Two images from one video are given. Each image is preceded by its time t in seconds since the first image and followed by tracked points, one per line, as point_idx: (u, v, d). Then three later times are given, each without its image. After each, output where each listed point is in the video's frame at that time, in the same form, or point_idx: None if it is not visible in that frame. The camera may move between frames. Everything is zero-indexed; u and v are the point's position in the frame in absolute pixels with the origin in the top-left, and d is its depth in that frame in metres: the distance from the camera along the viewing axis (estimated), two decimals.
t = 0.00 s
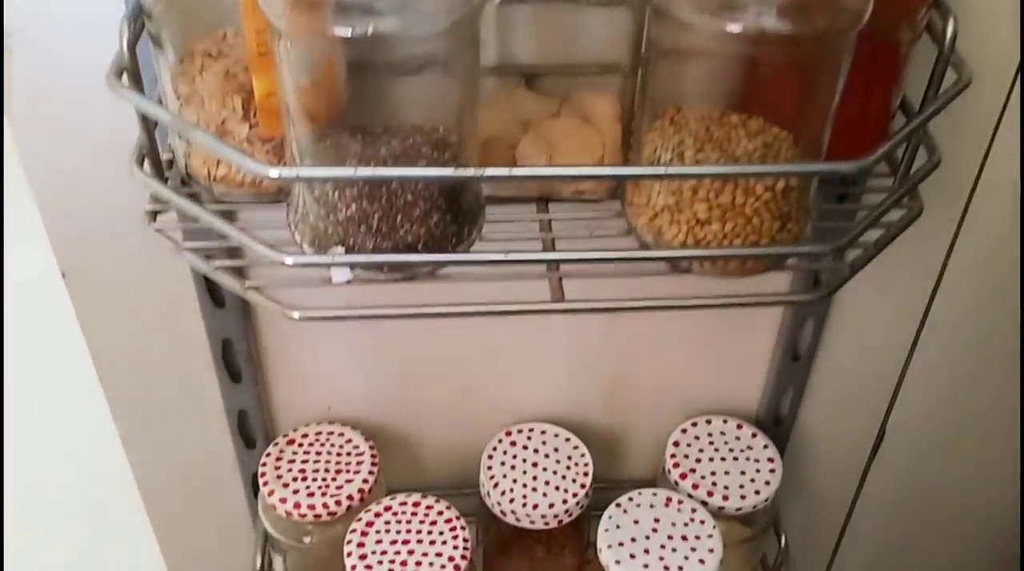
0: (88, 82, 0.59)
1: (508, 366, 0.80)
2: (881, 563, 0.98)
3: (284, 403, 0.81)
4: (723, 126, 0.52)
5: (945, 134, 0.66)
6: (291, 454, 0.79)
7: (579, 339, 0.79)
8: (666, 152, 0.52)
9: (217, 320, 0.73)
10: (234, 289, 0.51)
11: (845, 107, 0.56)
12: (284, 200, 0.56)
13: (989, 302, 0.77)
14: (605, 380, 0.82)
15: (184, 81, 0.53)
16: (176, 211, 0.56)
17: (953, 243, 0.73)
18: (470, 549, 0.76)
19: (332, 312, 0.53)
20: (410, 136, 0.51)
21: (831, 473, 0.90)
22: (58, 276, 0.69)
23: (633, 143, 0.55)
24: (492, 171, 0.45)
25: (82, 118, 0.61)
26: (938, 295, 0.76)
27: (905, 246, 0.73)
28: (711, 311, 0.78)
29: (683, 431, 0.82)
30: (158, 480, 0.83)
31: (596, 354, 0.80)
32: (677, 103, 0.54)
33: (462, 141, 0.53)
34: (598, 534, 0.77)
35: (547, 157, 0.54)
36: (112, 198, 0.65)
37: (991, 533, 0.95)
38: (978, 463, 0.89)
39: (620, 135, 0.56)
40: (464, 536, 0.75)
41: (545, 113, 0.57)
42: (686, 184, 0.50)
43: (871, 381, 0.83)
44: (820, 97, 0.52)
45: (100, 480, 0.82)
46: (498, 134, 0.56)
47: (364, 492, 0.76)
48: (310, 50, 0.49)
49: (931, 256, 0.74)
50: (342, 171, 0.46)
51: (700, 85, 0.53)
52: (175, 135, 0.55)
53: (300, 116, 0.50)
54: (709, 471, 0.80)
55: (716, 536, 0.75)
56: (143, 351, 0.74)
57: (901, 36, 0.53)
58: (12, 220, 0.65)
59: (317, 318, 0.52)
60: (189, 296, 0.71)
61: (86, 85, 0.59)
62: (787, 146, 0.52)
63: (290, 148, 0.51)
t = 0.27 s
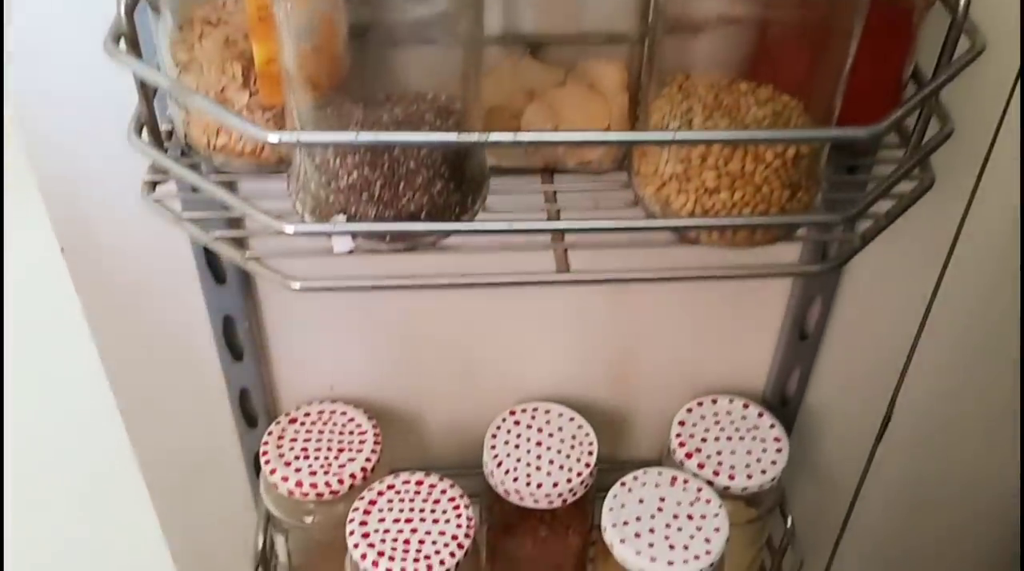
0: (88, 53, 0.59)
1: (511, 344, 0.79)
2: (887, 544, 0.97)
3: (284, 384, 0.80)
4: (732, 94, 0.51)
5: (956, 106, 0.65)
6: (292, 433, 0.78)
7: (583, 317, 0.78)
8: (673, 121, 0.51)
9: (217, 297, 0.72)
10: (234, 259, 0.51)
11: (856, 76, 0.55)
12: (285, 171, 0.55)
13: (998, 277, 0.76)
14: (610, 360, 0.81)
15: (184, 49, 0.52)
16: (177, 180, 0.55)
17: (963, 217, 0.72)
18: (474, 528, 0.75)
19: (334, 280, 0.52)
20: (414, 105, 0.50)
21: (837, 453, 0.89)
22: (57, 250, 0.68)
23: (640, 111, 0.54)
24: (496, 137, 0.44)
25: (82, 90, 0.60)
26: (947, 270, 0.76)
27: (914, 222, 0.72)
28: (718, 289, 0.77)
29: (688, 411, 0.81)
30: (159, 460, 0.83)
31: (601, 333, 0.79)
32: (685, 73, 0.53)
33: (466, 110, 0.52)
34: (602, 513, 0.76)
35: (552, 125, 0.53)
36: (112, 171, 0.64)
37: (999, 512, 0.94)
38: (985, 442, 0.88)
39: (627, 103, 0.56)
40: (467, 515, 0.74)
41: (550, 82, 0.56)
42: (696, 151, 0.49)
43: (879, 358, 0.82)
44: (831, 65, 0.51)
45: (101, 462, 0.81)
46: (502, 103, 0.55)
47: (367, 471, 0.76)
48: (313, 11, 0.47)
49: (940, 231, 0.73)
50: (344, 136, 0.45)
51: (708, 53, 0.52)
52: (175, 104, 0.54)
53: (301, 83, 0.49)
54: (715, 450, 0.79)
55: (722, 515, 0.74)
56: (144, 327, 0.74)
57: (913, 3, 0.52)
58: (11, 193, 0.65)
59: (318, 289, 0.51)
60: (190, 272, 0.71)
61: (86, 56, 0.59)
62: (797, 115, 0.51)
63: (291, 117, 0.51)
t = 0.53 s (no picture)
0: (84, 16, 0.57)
1: (515, 318, 0.78)
2: (892, 526, 0.97)
3: (285, 359, 0.79)
4: (740, 58, 0.50)
5: (971, 73, 0.64)
6: (294, 408, 0.77)
7: (588, 290, 0.77)
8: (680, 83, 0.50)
9: (216, 269, 0.71)
10: (232, 224, 0.50)
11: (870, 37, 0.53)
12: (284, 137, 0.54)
13: (1010, 251, 0.75)
14: (615, 335, 0.80)
15: (180, 9, 0.51)
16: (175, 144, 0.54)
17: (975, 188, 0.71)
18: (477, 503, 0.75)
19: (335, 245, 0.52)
20: (415, 67, 0.49)
21: (845, 430, 0.88)
22: (54, 219, 0.68)
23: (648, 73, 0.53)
24: (498, 95, 0.43)
25: (79, 56, 0.59)
26: (959, 243, 0.74)
27: (925, 193, 0.71)
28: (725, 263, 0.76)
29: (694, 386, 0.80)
30: (160, 435, 0.82)
31: (606, 307, 0.78)
32: (691, 34, 0.52)
33: (468, 72, 0.51)
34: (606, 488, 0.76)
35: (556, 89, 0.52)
36: (110, 139, 0.63)
37: (1011, 489, 0.93)
38: (995, 419, 0.87)
39: (633, 66, 0.54)
40: (470, 489, 0.74)
41: (554, 45, 0.54)
42: (703, 112, 0.48)
43: (888, 333, 0.80)
44: (843, 26, 0.50)
45: (103, 436, 0.81)
46: (505, 65, 0.53)
47: (368, 446, 0.75)
48: None
49: (952, 203, 0.72)
50: (343, 96, 0.44)
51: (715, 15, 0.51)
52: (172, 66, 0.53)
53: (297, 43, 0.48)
54: (721, 426, 0.78)
55: (727, 491, 0.73)
56: (144, 300, 0.73)
57: None
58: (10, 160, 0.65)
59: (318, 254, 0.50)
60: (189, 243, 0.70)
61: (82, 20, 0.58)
62: (807, 77, 0.50)
63: (289, 78, 0.49)
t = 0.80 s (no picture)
0: None
1: (517, 302, 0.78)
2: (896, 513, 0.96)
3: (286, 342, 0.78)
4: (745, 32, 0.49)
5: (980, 52, 0.63)
6: (294, 393, 0.76)
7: (590, 273, 0.76)
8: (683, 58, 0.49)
9: (215, 252, 0.70)
10: (229, 203, 0.49)
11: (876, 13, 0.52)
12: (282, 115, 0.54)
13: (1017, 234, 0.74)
14: (617, 319, 0.79)
15: None
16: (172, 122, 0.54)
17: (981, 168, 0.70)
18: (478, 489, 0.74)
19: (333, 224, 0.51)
20: (414, 42, 0.48)
21: (849, 416, 0.87)
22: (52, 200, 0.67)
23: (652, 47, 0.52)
24: (500, 68, 0.43)
25: (76, 32, 0.58)
26: (965, 226, 0.73)
27: (931, 174, 0.70)
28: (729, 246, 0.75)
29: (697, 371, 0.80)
30: (160, 418, 0.81)
31: (609, 290, 0.77)
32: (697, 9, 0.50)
33: (468, 47, 0.50)
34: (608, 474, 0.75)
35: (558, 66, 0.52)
36: (108, 119, 0.63)
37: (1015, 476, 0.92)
38: (1001, 405, 0.86)
39: (637, 41, 0.53)
40: (471, 474, 0.73)
41: (556, 21, 0.54)
42: (707, 87, 0.47)
43: (894, 318, 0.80)
44: None
45: (103, 419, 0.81)
46: (507, 41, 0.52)
47: (369, 431, 0.74)
48: None
49: (958, 184, 0.71)
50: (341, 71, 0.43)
51: None
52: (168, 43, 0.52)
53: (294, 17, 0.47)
54: (724, 411, 0.77)
55: (731, 476, 0.73)
56: (144, 283, 0.72)
57: None
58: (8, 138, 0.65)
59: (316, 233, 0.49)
60: (188, 224, 0.69)
61: None
62: (814, 52, 0.49)
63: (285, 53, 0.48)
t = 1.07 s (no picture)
0: None
1: (516, 287, 0.77)
2: (899, 499, 0.95)
3: (282, 328, 0.77)
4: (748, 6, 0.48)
5: (985, 30, 0.62)
6: (291, 379, 0.75)
7: (590, 258, 0.75)
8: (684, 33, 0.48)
9: (211, 236, 0.69)
10: (222, 181, 0.48)
11: None
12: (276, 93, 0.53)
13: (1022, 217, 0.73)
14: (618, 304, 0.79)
15: None
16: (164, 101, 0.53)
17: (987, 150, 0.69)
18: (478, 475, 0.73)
19: (330, 202, 0.50)
20: (409, 15, 0.47)
21: (853, 402, 0.86)
22: (44, 183, 0.66)
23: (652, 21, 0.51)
24: (498, 41, 0.42)
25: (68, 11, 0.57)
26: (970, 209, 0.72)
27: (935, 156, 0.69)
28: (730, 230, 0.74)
29: (698, 356, 0.79)
30: (157, 405, 0.81)
31: (609, 274, 0.76)
32: None
33: (466, 21, 0.49)
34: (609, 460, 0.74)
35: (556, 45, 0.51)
36: (101, 99, 0.62)
37: (1018, 462, 0.91)
38: (1004, 391, 0.86)
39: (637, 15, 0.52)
40: (470, 460, 0.72)
41: None
42: (710, 62, 0.46)
43: (898, 303, 0.79)
44: None
45: (99, 406, 0.80)
46: (504, 17, 0.52)
47: (367, 417, 0.74)
48: None
49: (962, 167, 0.70)
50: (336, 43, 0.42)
51: None
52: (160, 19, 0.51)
53: None
54: (726, 396, 0.76)
55: (732, 462, 0.72)
56: (140, 268, 0.72)
57: None
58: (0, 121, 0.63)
59: (312, 212, 0.48)
60: (183, 208, 0.68)
61: None
62: (817, 26, 0.48)
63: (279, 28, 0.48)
